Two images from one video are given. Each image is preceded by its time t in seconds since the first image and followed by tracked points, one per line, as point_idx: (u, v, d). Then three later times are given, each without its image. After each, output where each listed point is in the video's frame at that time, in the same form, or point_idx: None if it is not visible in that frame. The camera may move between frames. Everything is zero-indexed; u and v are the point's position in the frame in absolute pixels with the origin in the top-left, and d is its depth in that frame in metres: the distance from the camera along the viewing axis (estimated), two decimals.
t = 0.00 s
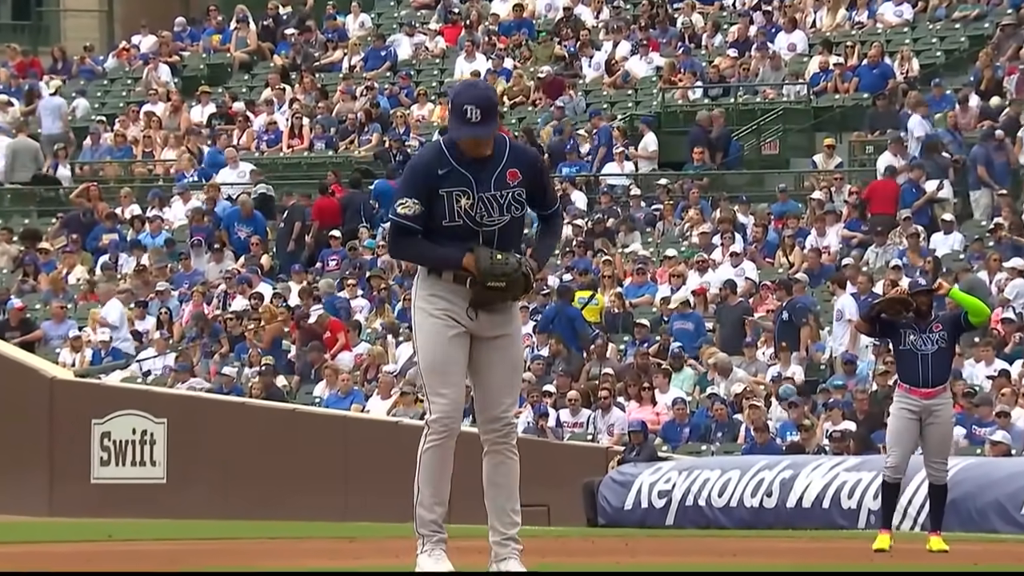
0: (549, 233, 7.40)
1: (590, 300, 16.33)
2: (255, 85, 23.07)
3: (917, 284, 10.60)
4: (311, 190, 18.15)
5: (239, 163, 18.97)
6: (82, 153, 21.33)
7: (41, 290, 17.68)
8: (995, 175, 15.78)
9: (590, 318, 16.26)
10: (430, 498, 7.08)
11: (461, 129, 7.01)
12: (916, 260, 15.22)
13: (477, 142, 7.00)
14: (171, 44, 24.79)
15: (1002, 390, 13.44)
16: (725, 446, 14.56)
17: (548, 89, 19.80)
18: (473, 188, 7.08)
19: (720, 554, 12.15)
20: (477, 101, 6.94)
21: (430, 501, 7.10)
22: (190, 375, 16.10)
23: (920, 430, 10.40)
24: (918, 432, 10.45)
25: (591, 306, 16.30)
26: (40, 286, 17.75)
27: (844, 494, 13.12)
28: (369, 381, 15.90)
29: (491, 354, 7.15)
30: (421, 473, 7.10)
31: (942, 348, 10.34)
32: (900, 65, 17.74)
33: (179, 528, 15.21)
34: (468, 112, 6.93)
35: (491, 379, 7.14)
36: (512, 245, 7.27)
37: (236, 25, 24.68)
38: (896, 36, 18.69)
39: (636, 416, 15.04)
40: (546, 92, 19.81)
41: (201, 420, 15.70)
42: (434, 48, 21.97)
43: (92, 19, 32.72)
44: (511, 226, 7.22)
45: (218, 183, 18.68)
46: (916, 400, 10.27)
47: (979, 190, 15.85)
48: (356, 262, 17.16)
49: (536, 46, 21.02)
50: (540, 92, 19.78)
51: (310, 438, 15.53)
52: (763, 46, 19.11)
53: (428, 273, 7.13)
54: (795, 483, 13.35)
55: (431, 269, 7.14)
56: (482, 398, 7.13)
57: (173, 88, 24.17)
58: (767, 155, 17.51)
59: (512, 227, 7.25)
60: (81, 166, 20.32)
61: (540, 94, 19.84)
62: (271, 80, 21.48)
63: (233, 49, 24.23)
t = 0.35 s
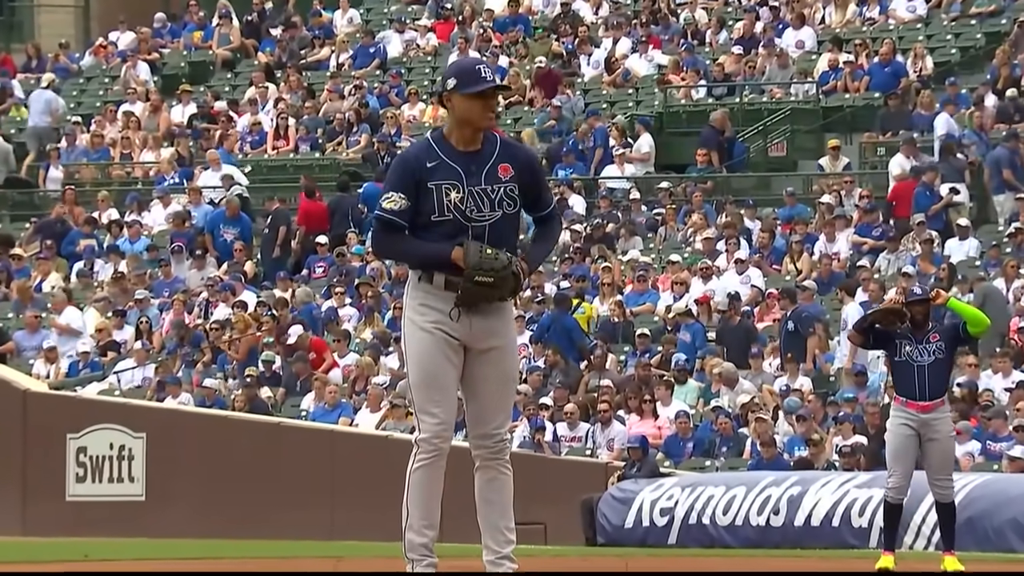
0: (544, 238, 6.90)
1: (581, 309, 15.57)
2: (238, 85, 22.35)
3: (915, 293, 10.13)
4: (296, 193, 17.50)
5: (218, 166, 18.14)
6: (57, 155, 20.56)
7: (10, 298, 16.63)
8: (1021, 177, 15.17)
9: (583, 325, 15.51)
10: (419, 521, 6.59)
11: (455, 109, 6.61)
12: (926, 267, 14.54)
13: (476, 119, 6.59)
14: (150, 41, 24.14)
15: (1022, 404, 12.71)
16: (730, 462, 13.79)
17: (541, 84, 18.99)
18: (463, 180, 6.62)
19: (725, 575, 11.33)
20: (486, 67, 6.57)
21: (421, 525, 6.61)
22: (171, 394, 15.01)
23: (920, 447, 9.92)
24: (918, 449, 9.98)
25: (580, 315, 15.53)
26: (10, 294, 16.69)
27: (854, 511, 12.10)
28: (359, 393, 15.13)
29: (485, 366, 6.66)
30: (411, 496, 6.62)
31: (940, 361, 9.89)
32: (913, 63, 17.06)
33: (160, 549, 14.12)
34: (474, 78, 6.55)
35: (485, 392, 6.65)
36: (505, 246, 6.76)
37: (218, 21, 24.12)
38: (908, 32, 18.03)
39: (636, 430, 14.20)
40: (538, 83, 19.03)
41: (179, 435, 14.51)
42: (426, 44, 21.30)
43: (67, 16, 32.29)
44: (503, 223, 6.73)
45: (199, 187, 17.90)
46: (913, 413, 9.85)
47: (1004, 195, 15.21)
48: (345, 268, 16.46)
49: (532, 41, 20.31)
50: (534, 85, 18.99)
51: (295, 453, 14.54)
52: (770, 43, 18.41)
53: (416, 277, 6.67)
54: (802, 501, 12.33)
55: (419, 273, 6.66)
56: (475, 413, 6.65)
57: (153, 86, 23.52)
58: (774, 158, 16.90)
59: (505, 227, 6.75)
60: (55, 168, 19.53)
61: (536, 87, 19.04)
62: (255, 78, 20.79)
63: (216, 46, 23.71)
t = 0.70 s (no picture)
0: (533, 232, 6.65)
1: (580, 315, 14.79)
2: (225, 79, 21.61)
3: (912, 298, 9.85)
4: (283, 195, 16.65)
5: (205, 165, 17.46)
6: (36, 153, 19.85)
7: None
8: None
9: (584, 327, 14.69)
10: (414, 538, 6.34)
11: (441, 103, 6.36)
12: (947, 271, 13.82)
13: (465, 111, 6.34)
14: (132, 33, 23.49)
15: None
16: (742, 475, 12.84)
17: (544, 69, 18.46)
18: (455, 176, 6.34)
19: None
20: (472, 56, 6.35)
21: (417, 541, 6.36)
22: (154, 404, 14.33)
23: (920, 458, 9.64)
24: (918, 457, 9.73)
25: (577, 320, 14.76)
26: None
27: (874, 528, 10.82)
28: (351, 404, 14.24)
29: (483, 371, 6.38)
30: (406, 510, 6.37)
31: (940, 369, 9.64)
32: (934, 56, 16.32)
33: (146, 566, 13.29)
34: (460, 68, 6.32)
35: (484, 399, 6.36)
36: (499, 244, 6.48)
37: (204, 13, 23.51)
38: (929, 24, 17.28)
39: (643, 443, 13.38)
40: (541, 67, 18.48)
41: (165, 445, 13.94)
42: (422, 37, 20.63)
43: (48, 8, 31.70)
44: (497, 221, 6.46)
45: (182, 186, 17.20)
46: (912, 422, 9.61)
47: None
48: (338, 271, 15.68)
49: (535, 34, 19.55)
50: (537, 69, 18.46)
51: (283, 467, 13.84)
52: (784, 35, 17.67)
53: (407, 282, 6.40)
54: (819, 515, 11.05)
55: (411, 277, 6.39)
56: (473, 421, 6.35)
57: (136, 81, 22.86)
58: (788, 156, 15.99)
59: (499, 224, 6.48)
60: (34, 166, 18.79)
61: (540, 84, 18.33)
62: (243, 72, 20.09)
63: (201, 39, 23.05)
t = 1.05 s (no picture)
0: (545, 248, 6.76)
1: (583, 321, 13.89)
2: (208, 76, 20.92)
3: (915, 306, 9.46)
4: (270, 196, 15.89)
5: (188, 165, 16.80)
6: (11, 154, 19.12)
7: None
8: None
9: (587, 335, 13.79)
10: (409, 555, 6.42)
11: (461, 102, 6.51)
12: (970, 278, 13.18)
13: (485, 109, 6.47)
14: (110, 28, 22.87)
15: None
16: (751, 492, 12.07)
17: (556, 57, 18.00)
18: (470, 180, 6.46)
19: None
20: (494, 56, 6.53)
21: (411, 558, 6.43)
22: (134, 417, 13.73)
23: (931, 474, 9.18)
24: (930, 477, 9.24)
25: (579, 327, 13.83)
26: None
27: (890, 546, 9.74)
28: (341, 417, 13.35)
29: (487, 385, 6.48)
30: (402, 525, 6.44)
31: (948, 379, 9.32)
32: (954, 52, 15.65)
33: None
34: (481, 67, 6.47)
35: (486, 416, 6.45)
36: (512, 252, 6.60)
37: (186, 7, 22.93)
38: (947, 19, 16.71)
39: (647, 457, 12.65)
40: (553, 54, 18.04)
41: (143, 460, 13.62)
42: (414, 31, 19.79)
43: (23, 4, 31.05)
44: (509, 230, 6.57)
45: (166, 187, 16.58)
46: (921, 437, 9.19)
47: None
48: (326, 278, 14.87)
49: (534, 29, 18.89)
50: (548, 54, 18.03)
51: (268, 483, 13.24)
52: (795, 30, 17.01)
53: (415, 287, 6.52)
54: (832, 534, 9.98)
55: (419, 282, 6.51)
56: (474, 438, 6.44)
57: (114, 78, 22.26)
58: (798, 157, 14.99)
59: (513, 234, 6.60)
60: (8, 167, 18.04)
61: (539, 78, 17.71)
62: (228, 69, 19.42)
63: (183, 33, 22.48)
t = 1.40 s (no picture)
0: (541, 258, 6.38)
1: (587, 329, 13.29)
2: (192, 73, 20.25)
3: (926, 314, 8.81)
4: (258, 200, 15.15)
5: (169, 165, 16.12)
6: None
7: None
8: None
9: (592, 342, 13.20)
10: None
11: (452, 100, 6.10)
12: (996, 286, 12.38)
13: (477, 110, 6.09)
14: (88, 23, 22.17)
15: None
16: (762, 511, 11.12)
17: (574, 45, 17.29)
18: (466, 180, 6.08)
19: None
20: (487, 52, 6.10)
21: None
22: (114, 430, 12.96)
23: (949, 493, 8.43)
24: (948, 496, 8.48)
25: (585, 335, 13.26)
26: None
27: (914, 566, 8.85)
28: (331, 431, 12.63)
29: (484, 398, 6.11)
30: (392, 542, 6.12)
31: (965, 395, 8.60)
32: (975, 48, 14.98)
33: None
34: (474, 65, 6.06)
35: (485, 432, 6.10)
36: (508, 259, 6.20)
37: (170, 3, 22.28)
38: (969, 12, 16.01)
39: (653, 474, 11.76)
40: (572, 41, 17.32)
41: (123, 479, 12.68)
42: (409, 26, 18.95)
43: None
44: (506, 236, 6.18)
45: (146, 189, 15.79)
46: (940, 453, 8.47)
47: None
48: (316, 285, 14.20)
49: (534, 24, 18.18)
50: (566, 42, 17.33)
51: (256, 499, 12.21)
52: (808, 24, 16.31)
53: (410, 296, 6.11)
54: (848, 554, 9.06)
55: (414, 287, 6.10)
56: (471, 453, 6.12)
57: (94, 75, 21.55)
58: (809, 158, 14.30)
59: (511, 239, 6.20)
60: None
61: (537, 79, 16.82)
62: (214, 66, 18.72)
63: (166, 29, 21.81)
